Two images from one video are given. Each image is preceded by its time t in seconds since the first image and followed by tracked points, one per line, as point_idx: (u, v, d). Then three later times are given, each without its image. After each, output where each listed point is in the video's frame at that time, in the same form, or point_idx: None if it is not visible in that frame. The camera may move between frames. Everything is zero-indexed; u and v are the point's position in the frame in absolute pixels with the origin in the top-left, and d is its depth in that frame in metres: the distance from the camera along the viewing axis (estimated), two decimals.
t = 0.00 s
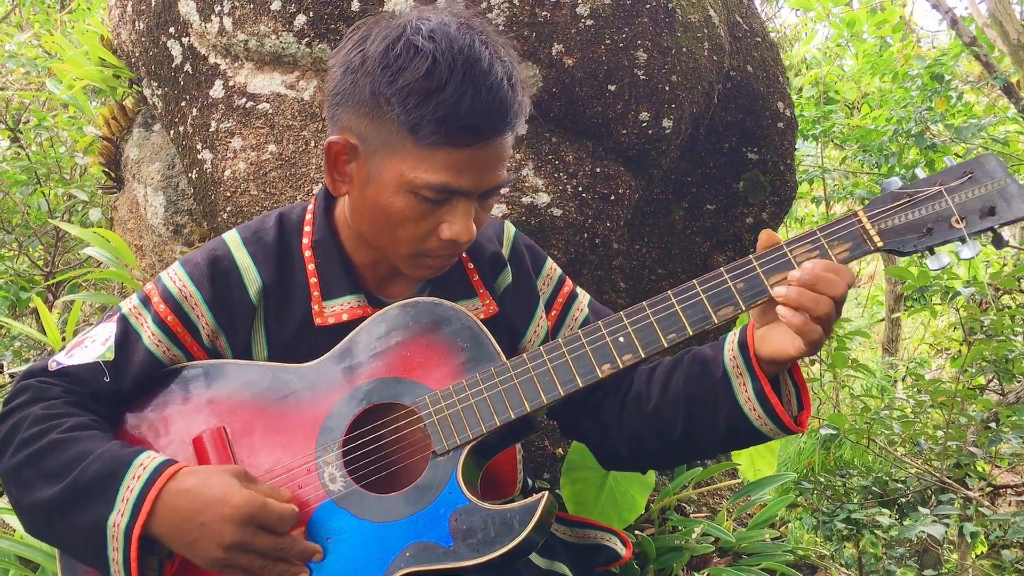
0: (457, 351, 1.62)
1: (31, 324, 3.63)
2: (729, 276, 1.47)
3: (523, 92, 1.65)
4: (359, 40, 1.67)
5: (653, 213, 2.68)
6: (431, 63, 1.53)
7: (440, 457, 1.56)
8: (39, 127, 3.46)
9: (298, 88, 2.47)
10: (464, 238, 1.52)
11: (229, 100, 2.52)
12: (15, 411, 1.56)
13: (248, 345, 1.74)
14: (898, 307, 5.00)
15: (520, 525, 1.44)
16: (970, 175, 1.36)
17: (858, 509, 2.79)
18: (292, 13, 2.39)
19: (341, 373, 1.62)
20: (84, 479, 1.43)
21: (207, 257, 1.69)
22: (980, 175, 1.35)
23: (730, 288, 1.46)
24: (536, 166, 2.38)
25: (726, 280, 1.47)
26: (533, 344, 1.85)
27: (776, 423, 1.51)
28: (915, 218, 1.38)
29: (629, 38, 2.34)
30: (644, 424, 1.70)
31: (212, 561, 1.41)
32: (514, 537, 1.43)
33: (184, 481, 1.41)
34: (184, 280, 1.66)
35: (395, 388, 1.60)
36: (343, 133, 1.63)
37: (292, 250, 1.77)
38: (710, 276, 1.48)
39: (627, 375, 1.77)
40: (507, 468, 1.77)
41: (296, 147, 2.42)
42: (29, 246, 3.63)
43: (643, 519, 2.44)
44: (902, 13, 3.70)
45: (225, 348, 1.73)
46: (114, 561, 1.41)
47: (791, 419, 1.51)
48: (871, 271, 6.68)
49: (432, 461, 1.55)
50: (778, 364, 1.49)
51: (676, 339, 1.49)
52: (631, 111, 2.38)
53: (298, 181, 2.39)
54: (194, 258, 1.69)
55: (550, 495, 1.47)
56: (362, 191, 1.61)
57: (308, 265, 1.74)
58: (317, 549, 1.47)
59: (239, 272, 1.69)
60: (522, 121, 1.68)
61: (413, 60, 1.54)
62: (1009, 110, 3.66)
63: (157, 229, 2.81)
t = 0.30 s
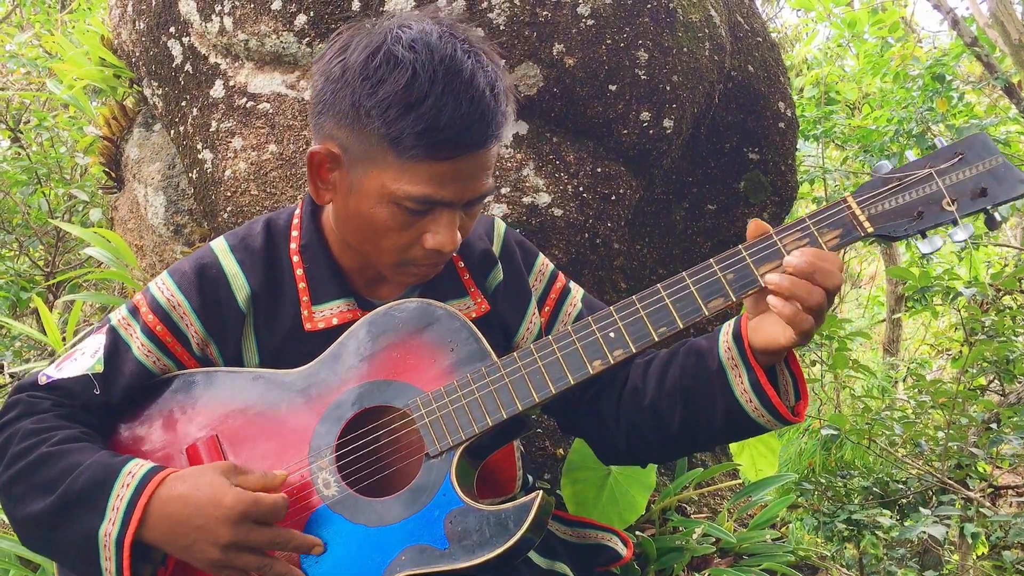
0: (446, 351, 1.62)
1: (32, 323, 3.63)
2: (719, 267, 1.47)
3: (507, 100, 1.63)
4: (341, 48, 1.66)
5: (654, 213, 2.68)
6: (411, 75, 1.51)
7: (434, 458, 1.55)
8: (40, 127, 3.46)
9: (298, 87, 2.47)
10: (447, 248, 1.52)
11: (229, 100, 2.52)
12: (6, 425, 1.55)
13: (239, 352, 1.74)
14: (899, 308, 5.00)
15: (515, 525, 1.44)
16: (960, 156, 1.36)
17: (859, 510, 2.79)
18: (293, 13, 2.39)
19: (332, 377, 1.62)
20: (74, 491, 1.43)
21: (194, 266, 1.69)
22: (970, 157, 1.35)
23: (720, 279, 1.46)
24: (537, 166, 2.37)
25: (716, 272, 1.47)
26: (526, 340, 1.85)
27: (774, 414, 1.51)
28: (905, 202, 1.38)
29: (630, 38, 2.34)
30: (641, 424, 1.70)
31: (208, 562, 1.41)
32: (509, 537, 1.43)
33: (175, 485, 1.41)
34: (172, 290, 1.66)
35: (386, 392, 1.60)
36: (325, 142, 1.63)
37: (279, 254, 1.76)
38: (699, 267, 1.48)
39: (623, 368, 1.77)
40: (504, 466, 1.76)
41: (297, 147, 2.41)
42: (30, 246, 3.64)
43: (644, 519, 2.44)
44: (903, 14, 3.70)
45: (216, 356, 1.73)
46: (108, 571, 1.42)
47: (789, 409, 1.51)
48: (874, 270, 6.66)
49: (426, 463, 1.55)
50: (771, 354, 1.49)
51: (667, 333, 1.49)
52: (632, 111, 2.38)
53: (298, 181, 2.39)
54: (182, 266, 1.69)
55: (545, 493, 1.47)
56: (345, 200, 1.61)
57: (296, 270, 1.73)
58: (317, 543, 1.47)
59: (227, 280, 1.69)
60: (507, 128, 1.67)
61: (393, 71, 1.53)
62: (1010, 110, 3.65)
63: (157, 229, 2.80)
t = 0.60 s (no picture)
0: (444, 352, 1.62)
1: (33, 324, 3.63)
2: (716, 267, 1.47)
3: (501, 101, 1.63)
4: (334, 52, 1.66)
5: (654, 213, 2.67)
6: (404, 79, 1.52)
7: (432, 460, 1.55)
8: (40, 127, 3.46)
9: (299, 88, 2.47)
10: (444, 251, 1.52)
11: (229, 100, 2.52)
12: (5, 428, 1.56)
13: (236, 355, 1.74)
14: (899, 309, 5.00)
15: (513, 526, 1.44)
16: (959, 153, 1.36)
17: (859, 510, 2.80)
18: (293, 14, 2.39)
19: (330, 379, 1.62)
20: (71, 493, 1.43)
21: (192, 268, 1.69)
22: (969, 153, 1.35)
23: (718, 278, 1.46)
24: (536, 166, 2.38)
25: (714, 271, 1.47)
26: (524, 339, 1.85)
27: (773, 414, 1.50)
28: (904, 199, 1.37)
29: (630, 39, 2.34)
30: (640, 423, 1.70)
31: (206, 566, 1.40)
32: (507, 537, 1.43)
33: (168, 490, 1.41)
34: (169, 292, 1.66)
35: (384, 394, 1.60)
36: (320, 146, 1.63)
37: (277, 256, 1.76)
38: (697, 267, 1.48)
39: (622, 367, 1.77)
40: (501, 467, 1.76)
41: (297, 148, 2.41)
42: (30, 247, 3.64)
43: (644, 520, 2.44)
44: (902, 14, 3.71)
45: (214, 358, 1.73)
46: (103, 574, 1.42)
47: (787, 410, 1.51)
48: (875, 270, 6.65)
49: (424, 465, 1.55)
50: (769, 354, 1.49)
51: (665, 332, 1.49)
52: (632, 112, 2.38)
53: (299, 182, 2.39)
54: (179, 269, 1.69)
55: (544, 494, 1.47)
56: (340, 204, 1.61)
57: (293, 272, 1.73)
58: (315, 545, 1.46)
59: (224, 282, 1.69)
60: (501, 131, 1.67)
61: (386, 76, 1.53)
62: (1010, 111, 3.66)
63: (157, 229, 2.80)
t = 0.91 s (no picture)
0: (449, 352, 1.62)
1: (33, 324, 3.64)
2: (723, 271, 1.46)
3: (515, 104, 1.63)
4: (350, 51, 1.66)
5: (655, 214, 2.67)
6: (420, 80, 1.51)
7: (435, 461, 1.55)
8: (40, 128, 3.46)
9: (299, 89, 2.47)
10: (454, 251, 1.52)
11: (230, 101, 2.53)
12: (12, 419, 1.56)
13: (241, 351, 1.73)
14: (899, 309, 5.00)
15: (516, 529, 1.44)
16: (969, 161, 1.35)
17: (859, 511, 2.80)
18: (293, 15, 2.39)
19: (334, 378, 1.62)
20: (82, 483, 1.43)
21: (199, 264, 1.69)
22: (979, 161, 1.34)
23: (724, 283, 1.46)
24: (537, 167, 2.38)
25: (720, 276, 1.46)
26: (529, 343, 1.85)
27: (773, 419, 1.51)
28: (913, 207, 1.37)
29: (630, 40, 2.34)
30: (643, 425, 1.70)
31: (212, 560, 1.41)
32: (510, 540, 1.43)
33: (181, 481, 1.42)
34: (176, 287, 1.66)
35: (388, 393, 1.60)
36: (333, 144, 1.63)
37: (284, 253, 1.75)
38: (704, 272, 1.48)
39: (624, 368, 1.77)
40: (506, 467, 1.76)
41: (297, 148, 2.42)
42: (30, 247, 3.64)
43: (644, 520, 2.44)
44: (903, 15, 3.70)
45: (219, 354, 1.73)
46: (114, 565, 1.42)
47: (787, 414, 1.51)
48: (875, 270, 6.65)
49: (427, 465, 1.55)
50: (773, 360, 1.49)
51: (670, 337, 1.49)
52: (632, 113, 2.38)
53: (300, 182, 2.39)
54: (186, 265, 1.69)
55: (547, 497, 1.47)
56: (352, 203, 1.61)
57: (300, 269, 1.72)
58: (319, 550, 1.46)
59: (231, 278, 1.69)
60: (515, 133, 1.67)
61: (403, 76, 1.53)
62: (1010, 111, 3.66)
63: (158, 229, 2.81)
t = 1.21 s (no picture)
0: (462, 353, 1.62)
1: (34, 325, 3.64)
2: (739, 283, 1.47)
3: (544, 113, 1.64)
4: (382, 51, 1.66)
5: (655, 215, 2.68)
6: (453, 84, 1.52)
7: (446, 461, 1.56)
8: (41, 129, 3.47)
9: (300, 90, 2.48)
10: (476, 255, 1.53)
11: (231, 101, 2.53)
12: (22, 405, 1.56)
13: (254, 347, 1.73)
14: (900, 310, 5.00)
15: (524, 532, 1.45)
16: (984, 181, 1.36)
17: (860, 511, 2.80)
18: (294, 16, 2.39)
19: (346, 375, 1.61)
20: (92, 476, 1.43)
21: (216, 257, 1.69)
22: (994, 182, 1.34)
23: (740, 295, 1.47)
24: (538, 168, 2.38)
25: (736, 287, 1.47)
26: (540, 348, 1.85)
27: (789, 430, 1.52)
28: (927, 226, 1.38)
29: (630, 41, 2.34)
30: (651, 428, 1.70)
31: (218, 560, 1.41)
32: (518, 542, 1.44)
33: (190, 480, 1.42)
34: (192, 280, 1.66)
35: (400, 392, 1.60)
36: (360, 144, 1.63)
37: (302, 251, 1.77)
38: (719, 283, 1.49)
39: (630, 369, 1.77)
40: (510, 472, 1.78)
41: (298, 150, 2.42)
42: (31, 248, 3.65)
43: (645, 521, 2.43)
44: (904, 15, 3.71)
45: (232, 348, 1.72)
46: (119, 560, 1.42)
47: (802, 425, 1.52)
48: (874, 272, 6.65)
49: (437, 466, 1.56)
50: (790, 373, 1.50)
51: (684, 346, 1.50)
52: (633, 114, 2.39)
53: (302, 183, 2.39)
54: (203, 257, 1.69)
55: (556, 502, 1.48)
56: (375, 204, 1.61)
57: (317, 267, 1.73)
58: (326, 552, 1.46)
59: (248, 272, 1.69)
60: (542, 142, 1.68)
61: (435, 79, 1.54)
62: (1011, 111, 3.66)
63: (159, 230, 2.81)
